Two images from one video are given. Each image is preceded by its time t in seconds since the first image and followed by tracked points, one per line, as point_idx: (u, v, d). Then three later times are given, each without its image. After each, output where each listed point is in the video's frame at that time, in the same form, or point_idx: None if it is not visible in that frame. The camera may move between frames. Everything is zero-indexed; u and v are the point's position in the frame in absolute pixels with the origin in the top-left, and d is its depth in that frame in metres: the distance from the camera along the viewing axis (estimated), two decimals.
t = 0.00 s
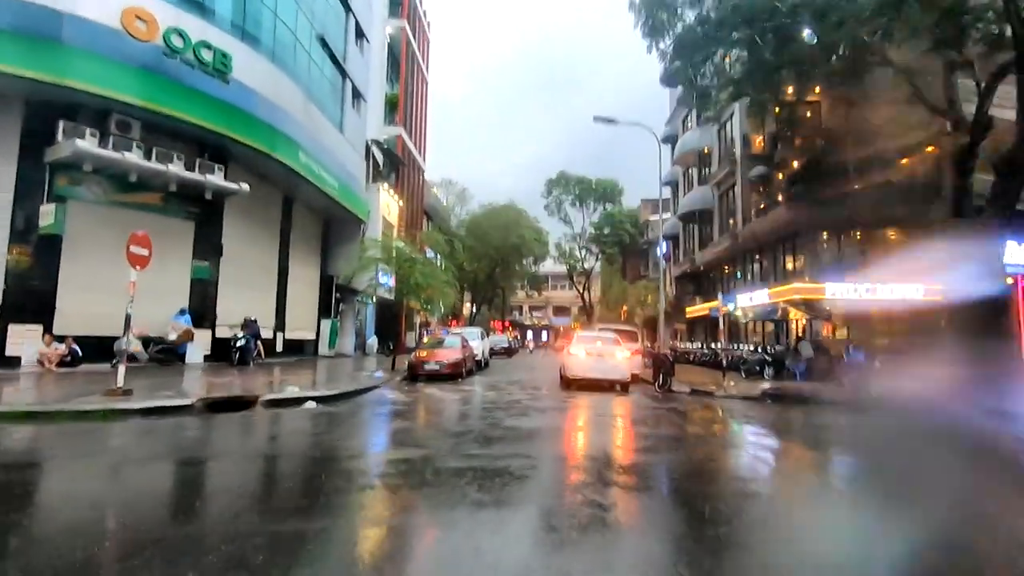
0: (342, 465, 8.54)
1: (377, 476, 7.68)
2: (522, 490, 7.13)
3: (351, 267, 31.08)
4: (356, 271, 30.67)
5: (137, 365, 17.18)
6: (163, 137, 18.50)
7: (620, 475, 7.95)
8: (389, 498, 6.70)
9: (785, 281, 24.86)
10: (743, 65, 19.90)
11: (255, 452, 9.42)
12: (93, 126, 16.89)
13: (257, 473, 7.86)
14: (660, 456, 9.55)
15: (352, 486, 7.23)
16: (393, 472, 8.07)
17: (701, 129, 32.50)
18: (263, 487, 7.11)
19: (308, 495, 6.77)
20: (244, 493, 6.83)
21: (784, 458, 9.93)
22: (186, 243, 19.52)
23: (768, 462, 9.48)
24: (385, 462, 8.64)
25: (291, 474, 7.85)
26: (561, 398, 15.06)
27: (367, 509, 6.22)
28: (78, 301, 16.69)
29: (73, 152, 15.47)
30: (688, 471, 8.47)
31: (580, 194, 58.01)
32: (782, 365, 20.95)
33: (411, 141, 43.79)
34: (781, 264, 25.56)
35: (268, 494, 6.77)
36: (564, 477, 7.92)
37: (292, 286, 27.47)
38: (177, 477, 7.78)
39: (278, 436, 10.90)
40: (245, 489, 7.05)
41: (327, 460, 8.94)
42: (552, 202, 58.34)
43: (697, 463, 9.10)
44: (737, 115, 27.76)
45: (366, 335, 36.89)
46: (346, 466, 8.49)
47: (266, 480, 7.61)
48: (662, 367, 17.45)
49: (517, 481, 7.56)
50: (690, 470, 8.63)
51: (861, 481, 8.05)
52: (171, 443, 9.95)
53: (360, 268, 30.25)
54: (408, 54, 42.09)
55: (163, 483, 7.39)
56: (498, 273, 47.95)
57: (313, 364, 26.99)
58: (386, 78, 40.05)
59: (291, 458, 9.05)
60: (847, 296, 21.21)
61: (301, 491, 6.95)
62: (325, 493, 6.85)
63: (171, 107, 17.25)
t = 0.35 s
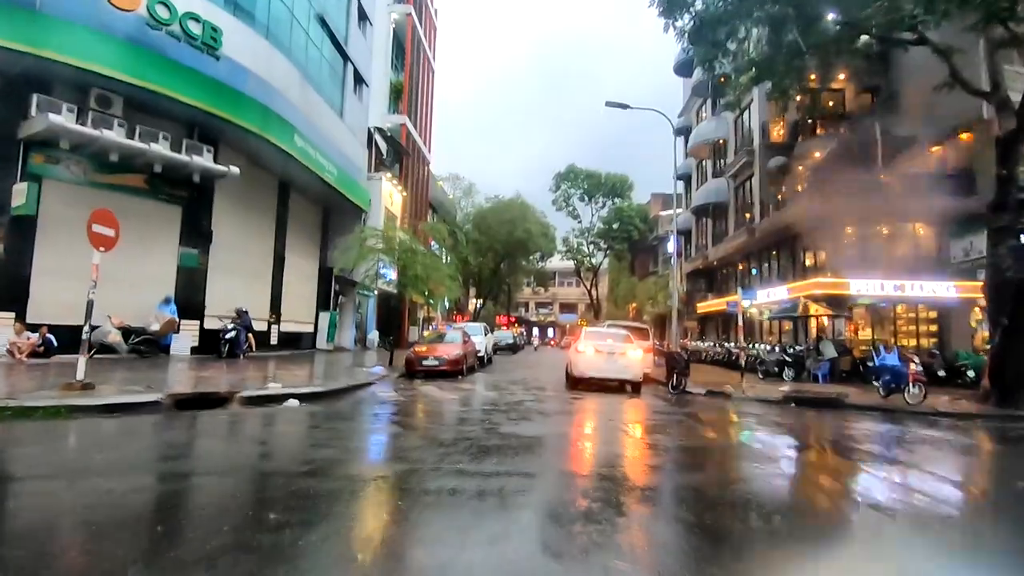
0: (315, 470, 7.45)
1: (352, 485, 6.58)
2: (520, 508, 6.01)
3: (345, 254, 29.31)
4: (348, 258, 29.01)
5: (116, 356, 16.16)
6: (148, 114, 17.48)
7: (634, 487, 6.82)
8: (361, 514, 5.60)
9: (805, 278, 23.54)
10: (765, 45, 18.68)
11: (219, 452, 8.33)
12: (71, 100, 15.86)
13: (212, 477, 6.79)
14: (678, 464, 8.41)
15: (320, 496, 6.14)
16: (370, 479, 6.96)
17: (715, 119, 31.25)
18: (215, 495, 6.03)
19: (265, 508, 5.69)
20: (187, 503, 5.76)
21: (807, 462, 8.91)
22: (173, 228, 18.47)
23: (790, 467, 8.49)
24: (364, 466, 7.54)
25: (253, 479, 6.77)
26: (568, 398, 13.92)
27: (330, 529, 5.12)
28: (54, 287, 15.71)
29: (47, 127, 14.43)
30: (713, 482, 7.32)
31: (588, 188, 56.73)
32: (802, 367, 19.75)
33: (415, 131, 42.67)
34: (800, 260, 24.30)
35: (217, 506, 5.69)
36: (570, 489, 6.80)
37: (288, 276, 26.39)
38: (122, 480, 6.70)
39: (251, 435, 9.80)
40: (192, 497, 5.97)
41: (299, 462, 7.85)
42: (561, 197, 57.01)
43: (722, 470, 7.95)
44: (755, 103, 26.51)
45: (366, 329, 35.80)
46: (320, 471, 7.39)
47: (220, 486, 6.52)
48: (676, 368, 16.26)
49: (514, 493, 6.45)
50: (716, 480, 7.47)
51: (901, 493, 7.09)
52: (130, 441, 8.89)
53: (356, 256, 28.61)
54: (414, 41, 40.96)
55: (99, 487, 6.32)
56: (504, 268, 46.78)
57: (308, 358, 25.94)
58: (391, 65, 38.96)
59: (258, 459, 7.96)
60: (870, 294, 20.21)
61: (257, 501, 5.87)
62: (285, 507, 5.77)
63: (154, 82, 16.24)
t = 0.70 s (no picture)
0: (276, 470, 6.35)
1: (310, 491, 5.46)
2: (512, 526, 4.85)
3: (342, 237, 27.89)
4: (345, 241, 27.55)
5: (92, 343, 15.09)
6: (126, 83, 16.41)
7: (653, 501, 5.62)
8: (310, 542, 4.39)
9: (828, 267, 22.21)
10: (790, 12, 17.37)
11: (172, 445, 7.23)
12: (40, 66, 14.79)
13: (147, 480, 5.69)
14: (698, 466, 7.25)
15: (267, 510, 4.96)
16: (336, 485, 5.85)
17: (732, 100, 29.83)
18: (143, 509, 4.90)
19: (190, 528, 4.54)
20: (97, 519, 4.60)
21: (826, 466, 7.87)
22: (155, 208, 17.34)
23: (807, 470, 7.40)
24: (333, 468, 6.43)
25: (193, 483, 5.66)
26: (575, 392, 12.72)
27: (255, 571, 3.88)
28: (24, 268, 14.61)
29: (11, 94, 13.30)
30: (749, 495, 6.12)
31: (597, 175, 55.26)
32: (827, 361, 18.47)
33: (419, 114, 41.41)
34: (822, 247, 22.98)
35: (131, 524, 4.55)
36: (579, 503, 5.62)
37: (284, 261, 25.26)
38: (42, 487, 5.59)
39: (217, 428, 8.68)
40: (109, 513, 4.85)
41: (261, 461, 6.74)
42: (569, 183, 55.53)
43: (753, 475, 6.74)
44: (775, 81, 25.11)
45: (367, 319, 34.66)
46: (281, 471, 6.26)
47: (151, 492, 5.40)
48: (694, 361, 14.96)
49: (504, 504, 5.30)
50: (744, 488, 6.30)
51: (924, 499, 6.07)
52: (74, 433, 7.79)
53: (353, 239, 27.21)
54: (418, 20, 39.62)
55: (1, 496, 5.21)
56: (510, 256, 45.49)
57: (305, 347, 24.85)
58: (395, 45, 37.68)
59: (213, 456, 6.84)
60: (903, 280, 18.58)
61: (184, 516, 4.74)
62: (216, 528, 4.58)
63: (136, 50, 15.20)
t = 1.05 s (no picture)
0: (228, 494, 5.18)
1: (253, 525, 4.21)
2: (510, 572, 3.60)
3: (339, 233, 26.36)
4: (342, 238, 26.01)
5: (66, 345, 13.93)
6: (110, 68, 15.41)
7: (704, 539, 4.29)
8: None
9: (860, 266, 20.81)
10: None
11: (112, 463, 6.02)
12: (11, 46, 13.74)
13: (61, 508, 4.55)
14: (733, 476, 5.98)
15: (189, 557, 3.71)
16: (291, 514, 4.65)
17: (753, 93, 28.40)
18: (21, 554, 3.65)
19: None
20: None
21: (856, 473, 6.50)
22: (139, 200, 16.20)
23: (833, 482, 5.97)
24: (299, 491, 5.27)
25: (119, 511, 4.53)
26: (591, 401, 11.46)
27: None
28: None
29: None
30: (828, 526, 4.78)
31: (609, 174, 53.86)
32: (863, 367, 17.05)
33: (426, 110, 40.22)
34: (853, 245, 21.52)
35: None
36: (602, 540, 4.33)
37: (284, 260, 24.16)
38: None
39: (179, 441, 7.53)
40: None
41: (216, 482, 5.58)
42: (580, 183, 54.17)
43: (809, 494, 5.47)
44: (800, 71, 23.70)
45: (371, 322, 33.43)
46: (234, 496, 5.10)
47: (47, 527, 4.15)
48: (720, 368, 13.61)
49: (507, 540, 4.09)
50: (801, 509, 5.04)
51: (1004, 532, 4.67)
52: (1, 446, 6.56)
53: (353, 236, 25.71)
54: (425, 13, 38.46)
55: None
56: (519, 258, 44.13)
57: (303, 350, 23.65)
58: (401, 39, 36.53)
59: (157, 476, 5.68)
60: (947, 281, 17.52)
61: (73, 566, 3.52)
62: None
63: (116, 30, 14.11)
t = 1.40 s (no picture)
0: (133, 546, 3.93)
1: None
2: None
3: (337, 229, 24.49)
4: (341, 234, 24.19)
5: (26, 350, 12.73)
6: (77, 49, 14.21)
7: None
8: None
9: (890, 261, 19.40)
10: None
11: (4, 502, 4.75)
12: None
13: None
14: (786, 515, 4.66)
15: None
16: None
17: (769, 81, 27.02)
18: None
19: None
20: None
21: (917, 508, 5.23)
22: (111, 194, 14.97)
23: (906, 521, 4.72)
24: (225, 542, 4.00)
25: None
26: (603, 410, 10.13)
27: None
28: None
29: None
30: None
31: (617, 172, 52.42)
32: (900, 370, 15.62)
33: (428, 106, 38.95)
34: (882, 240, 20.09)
35: None
36: None
37: (276, 259, 22.93)
38: None
39: (113, 461, 6.28)
40: None
41: (128, 526, 4.32)
42: (587, 181, 52.71)
43: (899, 546, 4.14)
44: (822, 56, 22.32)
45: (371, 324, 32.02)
46: (143, 551, 3.86)
47: None
48: (746, 374, 12.20)
49: None
50: (906, 573, 3.73)
51: None
52: None
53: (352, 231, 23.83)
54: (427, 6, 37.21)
55: None
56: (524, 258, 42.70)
57: (296, 355, 22.40)
58: (402, 32, 35.31)
59: (56, 516, 4.43)
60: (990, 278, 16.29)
61: None
62: None
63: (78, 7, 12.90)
